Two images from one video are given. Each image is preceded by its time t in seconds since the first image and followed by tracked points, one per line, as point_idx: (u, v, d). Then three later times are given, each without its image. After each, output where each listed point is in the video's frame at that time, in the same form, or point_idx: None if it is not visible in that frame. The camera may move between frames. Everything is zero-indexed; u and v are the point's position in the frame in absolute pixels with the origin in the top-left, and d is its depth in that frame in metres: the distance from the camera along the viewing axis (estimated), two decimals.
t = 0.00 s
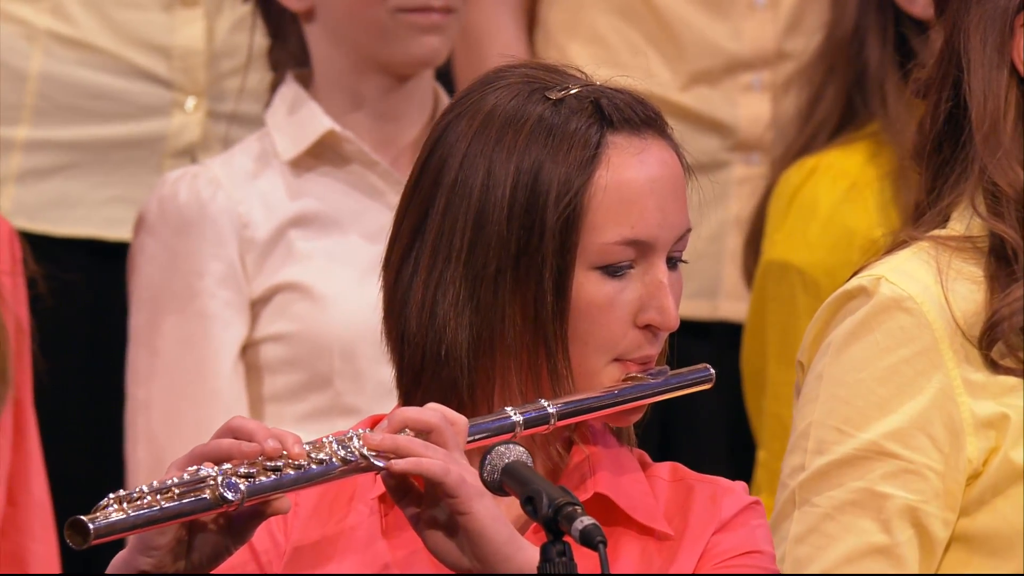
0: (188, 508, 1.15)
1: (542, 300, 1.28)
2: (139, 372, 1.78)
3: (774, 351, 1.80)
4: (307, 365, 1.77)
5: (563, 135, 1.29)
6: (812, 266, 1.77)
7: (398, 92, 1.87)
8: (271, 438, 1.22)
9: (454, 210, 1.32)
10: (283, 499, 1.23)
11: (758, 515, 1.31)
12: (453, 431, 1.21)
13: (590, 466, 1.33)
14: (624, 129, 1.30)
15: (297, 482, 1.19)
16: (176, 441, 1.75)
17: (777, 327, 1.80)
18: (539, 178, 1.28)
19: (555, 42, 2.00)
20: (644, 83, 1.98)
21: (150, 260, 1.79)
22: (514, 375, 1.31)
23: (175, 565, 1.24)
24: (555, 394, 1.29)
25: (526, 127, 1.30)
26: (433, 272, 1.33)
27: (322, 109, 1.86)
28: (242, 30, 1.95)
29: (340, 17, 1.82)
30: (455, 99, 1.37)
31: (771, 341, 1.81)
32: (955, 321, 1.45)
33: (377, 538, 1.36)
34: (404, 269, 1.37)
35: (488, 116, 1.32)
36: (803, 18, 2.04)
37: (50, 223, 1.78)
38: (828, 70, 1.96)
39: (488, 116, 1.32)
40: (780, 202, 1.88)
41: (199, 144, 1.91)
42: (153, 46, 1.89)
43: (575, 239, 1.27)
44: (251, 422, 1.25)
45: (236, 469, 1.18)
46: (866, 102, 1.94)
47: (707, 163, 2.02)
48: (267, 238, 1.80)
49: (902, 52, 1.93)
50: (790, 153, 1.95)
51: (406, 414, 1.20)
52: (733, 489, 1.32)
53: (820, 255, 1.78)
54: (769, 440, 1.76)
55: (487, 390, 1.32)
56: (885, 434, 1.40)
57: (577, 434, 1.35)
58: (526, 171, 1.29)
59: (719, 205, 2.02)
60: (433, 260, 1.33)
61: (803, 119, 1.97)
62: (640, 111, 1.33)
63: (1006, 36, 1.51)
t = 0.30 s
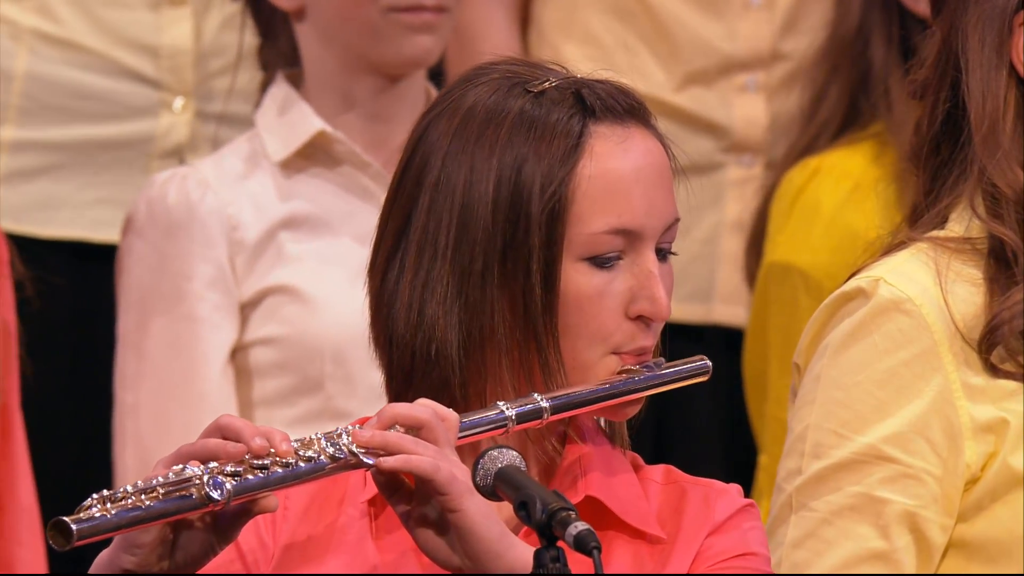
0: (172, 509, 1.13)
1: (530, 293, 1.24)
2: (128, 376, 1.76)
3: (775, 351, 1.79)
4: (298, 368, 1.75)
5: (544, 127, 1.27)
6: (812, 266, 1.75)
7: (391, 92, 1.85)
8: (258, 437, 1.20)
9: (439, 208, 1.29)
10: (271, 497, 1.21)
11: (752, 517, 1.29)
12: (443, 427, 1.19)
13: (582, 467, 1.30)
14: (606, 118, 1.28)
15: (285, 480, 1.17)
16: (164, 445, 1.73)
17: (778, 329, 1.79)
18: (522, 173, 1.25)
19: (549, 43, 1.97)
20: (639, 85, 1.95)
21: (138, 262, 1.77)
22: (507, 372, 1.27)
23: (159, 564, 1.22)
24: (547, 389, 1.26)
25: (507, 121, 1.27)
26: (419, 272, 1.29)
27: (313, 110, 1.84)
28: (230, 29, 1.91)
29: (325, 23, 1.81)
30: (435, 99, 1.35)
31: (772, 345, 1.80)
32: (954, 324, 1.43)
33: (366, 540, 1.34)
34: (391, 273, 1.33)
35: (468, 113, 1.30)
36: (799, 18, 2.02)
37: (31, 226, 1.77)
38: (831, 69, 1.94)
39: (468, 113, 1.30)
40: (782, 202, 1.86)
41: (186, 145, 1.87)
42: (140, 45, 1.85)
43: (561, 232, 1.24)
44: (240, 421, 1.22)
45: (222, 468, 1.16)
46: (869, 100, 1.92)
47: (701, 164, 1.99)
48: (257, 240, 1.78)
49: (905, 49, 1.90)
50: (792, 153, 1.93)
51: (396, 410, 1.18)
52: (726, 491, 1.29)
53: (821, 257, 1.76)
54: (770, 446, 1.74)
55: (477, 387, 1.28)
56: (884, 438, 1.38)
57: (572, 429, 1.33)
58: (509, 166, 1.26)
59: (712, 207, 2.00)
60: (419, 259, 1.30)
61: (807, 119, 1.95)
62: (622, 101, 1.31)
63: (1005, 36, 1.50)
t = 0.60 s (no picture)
0: (165, 499, 1.10)
1: (530, 288, 1.23)
2: (116, 381, 1.73)
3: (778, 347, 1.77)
4: (288, 373, 1.73)
5: (543, 122, 1.25)
6: (814, 268, 1.73)
7: (380, 94, 1.83)
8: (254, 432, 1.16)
9: (438, 206, 1.27)
10: (266, 490, 1.17)
11: (759, 522, 1.26)
12: (443, 423, 1.15)
13: (585, 469, 1.28)
14: (606, 111, 1.26)
15: (281, 473, 1.14)
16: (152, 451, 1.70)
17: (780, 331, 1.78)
18: (521, 168, 1.23)
19: (546, 41, 1.96)
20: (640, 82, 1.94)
21: (126, 266, 1.74)
22: (508, 369, 1.25)
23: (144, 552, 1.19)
24: (549, 387, 1.23)
25: (506, 116, 1.26)
26: (418, 272, 1.28)
27: (303, 111, 1.81)
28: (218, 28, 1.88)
29: (318, 23, 1.78)
30: (433, 98, 1.33)
31: (774, 346, 1.79)
32: (952, 328, 1.43)
33: (365, 541, 1.31)
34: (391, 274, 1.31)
35: (467, 110, 1.28)
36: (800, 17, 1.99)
37: (17, 229, 1.73)
38: (835, 68, 1.93)
39: (467, 110, 1.28)
40: (785, 204, 1.85)
41: (173, 147, 1.84)
42: (125, 45, 1.81)
43: (562, 227, 1.22)
44: (239, 413, 1.18)
45: (217, 459, 1.13)
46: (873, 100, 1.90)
47: (701, 164, 1.98)
48: (246, 243, 1.75)
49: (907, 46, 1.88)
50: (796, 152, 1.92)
51: (395, 405, 1.14)
52: (732, 495, 1.27)
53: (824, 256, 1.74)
54: (771, 450, 1.74)
55: (478, 384, 1.26)
56: (880, 442, 1.37)
57: (578, 430, 1.32)
58: (508, 163, 1.24)
59: (712, 209, 1.99)
60: (419, 259, 1.28)
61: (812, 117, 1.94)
62: (622, 94, 1.29)
63: (1000, 36, 1.50)
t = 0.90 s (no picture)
0: (164, 526, 1.06)
1: (543, 310, 1.26)
2: (100, 386, 1.71)
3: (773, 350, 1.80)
4: (276, 379, 1.71)
5: (565, 139, 1.27)
6: (812, 273, 1.78)
7: (369, 95, 1.82)
8: (260, 460, 1.13)
9: (453, 217, 1.29)
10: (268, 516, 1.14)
11: (767, 536, 1.25)
12: (449, 449, 1.12)
13: (591, 479, 1.28)
14: (629, 133, 1.28)
15: (283, 500, 1.11)
16: (137, 458, 1.68)
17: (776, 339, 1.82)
18: (540, 184, 1.25)
19: (542, 40, 1.96)
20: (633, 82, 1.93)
21: (111, 270, 1.71)
22: (513, 394, 1.28)
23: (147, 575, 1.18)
24: (555, 409, 1.26)
25: (528, 131, 1.27)
26: (430, 282, 1.30)
27: (291, 113, 1.79)
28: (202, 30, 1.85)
29: (305, 23, 1.76)
30: (453, 101, 1.34)
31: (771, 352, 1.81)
32: (946, 332, 1.45)
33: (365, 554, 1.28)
34: (401, 276, 1.34)
35: (489, 119, 1.29)
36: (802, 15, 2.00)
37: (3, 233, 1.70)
38: (835, 70, 1.96)
39: (489, 119, 1.29)
40: (783, 210, 1.89)
41: (159, 149, 1.82)
42: (110, 46, 1.78)
43: (577, 249, 1.24)
44: (244, 441, 1.15)
45: (218, 486, 1.09)
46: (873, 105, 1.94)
47: (703, 166, 1.98)
48: (233, 246, 1.73)
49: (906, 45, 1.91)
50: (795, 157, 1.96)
51: (401, 429, 1.11)
52: (740, 507, 1.27)
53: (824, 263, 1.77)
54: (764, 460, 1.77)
55: (484, 404, 1.30)
56: (872, 448, 1.41)
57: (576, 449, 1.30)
58: (528, 176, 1.26)
59: (712, 213, 1.99)
60: (431, 268, 1.30)
61: (809, 120, 1.98)
62: (645, 114, 1.30)
63: (1000, 36, 1.53)
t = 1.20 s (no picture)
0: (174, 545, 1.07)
1: (544, 319, 1.26)
2: (82, 392, 1.66)
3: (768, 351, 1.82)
4: (261, 383, 1.68)
5: (568, 145, 1.28)
6: (803, 275, 1.82)
7: (354, 97, 1.81)
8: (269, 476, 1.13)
9: (453, 221, 1.31)
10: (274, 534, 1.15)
11: (766, 543, 1.24)
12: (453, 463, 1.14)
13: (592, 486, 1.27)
14: (631, 141, 1.29)
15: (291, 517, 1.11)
16: (120, 464, 1.65)
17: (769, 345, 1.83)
18: (542, 190, 1.27)
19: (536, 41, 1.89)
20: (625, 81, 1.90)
21: (93, 275, 1.67)
22: (515, 400, 1.29)
23: None
24: (557, 419, 1.27)
25: (529, 136, 1.29)
26: (429, 287, 1.32)
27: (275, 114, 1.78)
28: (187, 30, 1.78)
29: (290, 24, 1.76)
30: (453, 105, 1.36)
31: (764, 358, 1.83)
32: (939, 338, 1.45)
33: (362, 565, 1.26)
34: (398, 281, 1.35)
35: (490, 124, 1.31)
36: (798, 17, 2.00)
37: None
38: (827, 72, 1.98)
39: (490, 124, 1.31)
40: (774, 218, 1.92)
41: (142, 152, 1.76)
42: (92, 47, 1.73)
43: (579, 258, 1.25)
44: (250, 457, 1.16)
45: (228, 503, 1.10)
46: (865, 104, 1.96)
47: (703, 169, 1.98)
48: (217, 249, 1.71)
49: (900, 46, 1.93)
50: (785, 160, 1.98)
51: (405, 445, 1.13)
52: (739, 514, 1.26)
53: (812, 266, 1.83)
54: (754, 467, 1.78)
55: (486, 413, 1.30)
56: (862, 455, 1.40)
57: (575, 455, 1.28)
58: (530, 182, 1.27)
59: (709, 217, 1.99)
60: (430, 272, 1.32)
61: (799, 126, 2.00)
62: (648, 121, 1.32)
63: (996, 37, 1.55)
